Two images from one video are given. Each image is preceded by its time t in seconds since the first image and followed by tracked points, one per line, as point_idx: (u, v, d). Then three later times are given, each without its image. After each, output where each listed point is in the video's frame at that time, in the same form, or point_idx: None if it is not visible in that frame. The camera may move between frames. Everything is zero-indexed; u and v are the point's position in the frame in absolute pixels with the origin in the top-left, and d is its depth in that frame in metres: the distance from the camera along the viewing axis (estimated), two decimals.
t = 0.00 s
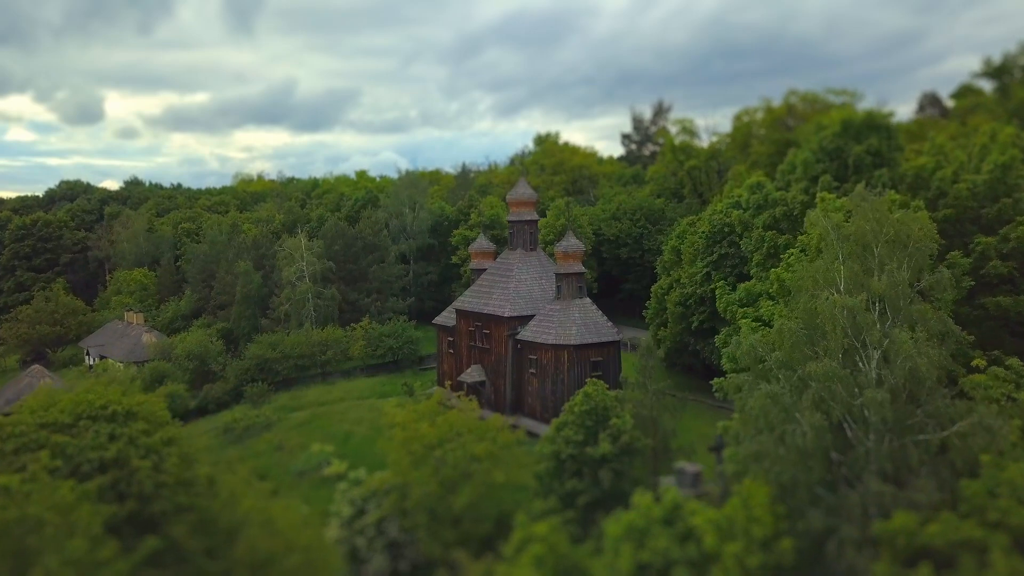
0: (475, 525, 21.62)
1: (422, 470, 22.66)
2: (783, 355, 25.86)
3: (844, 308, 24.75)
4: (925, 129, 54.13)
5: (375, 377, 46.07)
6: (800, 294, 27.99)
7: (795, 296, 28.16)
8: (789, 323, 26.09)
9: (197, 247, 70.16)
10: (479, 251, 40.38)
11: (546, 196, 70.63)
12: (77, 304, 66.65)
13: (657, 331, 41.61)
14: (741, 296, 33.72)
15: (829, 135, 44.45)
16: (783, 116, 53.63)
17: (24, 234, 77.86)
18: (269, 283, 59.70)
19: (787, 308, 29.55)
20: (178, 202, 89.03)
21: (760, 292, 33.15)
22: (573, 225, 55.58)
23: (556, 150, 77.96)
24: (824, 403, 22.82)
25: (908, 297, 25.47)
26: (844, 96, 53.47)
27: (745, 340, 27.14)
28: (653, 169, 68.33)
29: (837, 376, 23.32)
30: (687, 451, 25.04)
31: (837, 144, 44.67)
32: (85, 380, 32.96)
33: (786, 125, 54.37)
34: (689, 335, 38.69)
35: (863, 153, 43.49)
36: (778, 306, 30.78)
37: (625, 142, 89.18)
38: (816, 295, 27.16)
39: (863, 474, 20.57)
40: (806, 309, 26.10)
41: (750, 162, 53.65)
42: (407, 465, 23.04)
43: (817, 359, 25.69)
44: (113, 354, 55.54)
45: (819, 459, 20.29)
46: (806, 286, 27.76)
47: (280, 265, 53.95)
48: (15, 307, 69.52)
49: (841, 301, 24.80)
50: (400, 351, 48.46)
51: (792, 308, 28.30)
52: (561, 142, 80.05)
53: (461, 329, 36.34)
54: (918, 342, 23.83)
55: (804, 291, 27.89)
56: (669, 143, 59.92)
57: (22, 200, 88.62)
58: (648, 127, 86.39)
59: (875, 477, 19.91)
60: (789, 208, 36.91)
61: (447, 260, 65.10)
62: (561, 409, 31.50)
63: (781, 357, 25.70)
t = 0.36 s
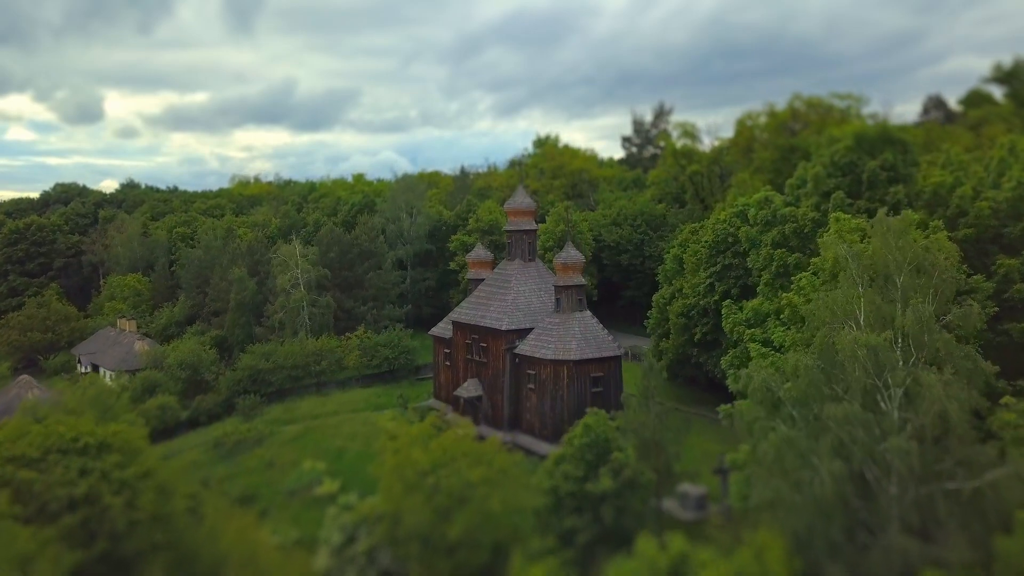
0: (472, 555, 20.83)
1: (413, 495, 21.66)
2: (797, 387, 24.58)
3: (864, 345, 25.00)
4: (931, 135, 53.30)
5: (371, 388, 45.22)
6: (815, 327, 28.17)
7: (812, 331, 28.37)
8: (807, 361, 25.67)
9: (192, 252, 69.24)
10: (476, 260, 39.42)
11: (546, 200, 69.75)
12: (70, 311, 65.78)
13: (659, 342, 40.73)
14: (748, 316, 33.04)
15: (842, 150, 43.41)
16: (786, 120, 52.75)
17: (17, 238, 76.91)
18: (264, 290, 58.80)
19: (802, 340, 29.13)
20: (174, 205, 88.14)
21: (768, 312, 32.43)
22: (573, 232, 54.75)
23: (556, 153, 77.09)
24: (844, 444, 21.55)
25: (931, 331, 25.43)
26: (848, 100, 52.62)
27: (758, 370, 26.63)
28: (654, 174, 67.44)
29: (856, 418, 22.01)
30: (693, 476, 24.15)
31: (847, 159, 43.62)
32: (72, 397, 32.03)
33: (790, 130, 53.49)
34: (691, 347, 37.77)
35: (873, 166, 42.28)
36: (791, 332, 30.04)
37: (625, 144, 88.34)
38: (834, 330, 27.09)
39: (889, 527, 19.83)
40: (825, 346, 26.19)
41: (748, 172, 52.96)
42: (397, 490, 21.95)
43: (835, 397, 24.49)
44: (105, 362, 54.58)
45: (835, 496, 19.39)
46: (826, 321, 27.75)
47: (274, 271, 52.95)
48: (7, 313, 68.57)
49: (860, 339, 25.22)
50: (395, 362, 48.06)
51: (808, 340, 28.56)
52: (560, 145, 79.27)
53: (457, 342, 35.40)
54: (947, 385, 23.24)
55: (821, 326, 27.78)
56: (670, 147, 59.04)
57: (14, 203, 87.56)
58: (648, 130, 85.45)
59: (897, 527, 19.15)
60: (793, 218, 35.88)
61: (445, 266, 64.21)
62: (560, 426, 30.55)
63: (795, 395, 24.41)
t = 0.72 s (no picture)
0: None
1: (406, 525, 20.56)
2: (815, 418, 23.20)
3: (895, 391, 22.83)
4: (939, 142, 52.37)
5: (367, 400, 44.26)
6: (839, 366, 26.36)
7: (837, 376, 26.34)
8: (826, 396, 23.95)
9: (186, 258, 68.22)
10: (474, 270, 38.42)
11: (545, 204, 68.82)
12: (63, 317, 64.78)
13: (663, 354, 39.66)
14: (757, 337, 31.52)
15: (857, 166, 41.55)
16: (790, 124, 51.77)
17: (9, 242, 75.88)
18: (259, 297, 57.84)
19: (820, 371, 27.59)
20: (169, 208, 87.17)
21: (779, 333, 31.06)
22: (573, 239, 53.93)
23: (556, 157, 76.16)
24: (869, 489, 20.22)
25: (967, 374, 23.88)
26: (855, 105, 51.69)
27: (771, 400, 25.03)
28: (655, 178, 66.47)
29: (886, 468, 19.99)
30: (702, 505, 22.97)
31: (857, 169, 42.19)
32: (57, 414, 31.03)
33: (794, 134, 52.57)
34: (695, 360, 36.70)
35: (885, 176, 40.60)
36: (806, 361, 28.26)
37: (625, 146, 87.44)
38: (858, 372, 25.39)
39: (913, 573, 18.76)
40: (847, 382, 24.55)
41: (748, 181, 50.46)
42: (389, 520, 20.88)
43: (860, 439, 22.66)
44: (97, 371, 53.51)
45: (853, 536, 18.37)
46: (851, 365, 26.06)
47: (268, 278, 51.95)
48: None
49: (890, 381, 23.29)
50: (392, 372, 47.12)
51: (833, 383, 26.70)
52: (561, 149, 78.34)
53: (455, 354, 34.46)
54: (986, 437, 21.36)
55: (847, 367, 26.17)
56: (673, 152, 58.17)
57: (8, 206, 86.59)
58: (648, 133, 84.53)
59: (925, 572, 18.00)
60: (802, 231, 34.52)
61: (443, 272, 63.20)
62: (560, 444, 29.50)
63: (815, 436, 22.17)
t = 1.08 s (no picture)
0: None
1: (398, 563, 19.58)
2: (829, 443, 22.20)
3: (932, 447, 20.23)
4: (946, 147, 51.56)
5: (363, 412, 43.20)
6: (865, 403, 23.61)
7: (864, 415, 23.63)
8: (851, 437, 22.26)
9: (181, 264, 67.24)
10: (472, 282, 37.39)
11: (546, 210, 67.79)
12: (55, 325, 63.72)
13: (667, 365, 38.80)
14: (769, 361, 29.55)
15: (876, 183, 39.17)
16: (795, 130, 50.74)
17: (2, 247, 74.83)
18: (254, 304, 56.80)
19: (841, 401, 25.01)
20: (165, 212, 86.18)
21: (793, 357, 29.11)
22: (573, 245, 53.08)
23: (556, 161, 75.15)
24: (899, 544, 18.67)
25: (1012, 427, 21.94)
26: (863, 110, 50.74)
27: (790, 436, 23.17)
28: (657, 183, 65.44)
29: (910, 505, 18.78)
30: (713, 530, 21.77)
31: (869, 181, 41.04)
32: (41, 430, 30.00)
33: (799, 140, 51.46)
34: (699, 373, 35.81)
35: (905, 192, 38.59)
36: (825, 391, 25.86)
37: (627, 150, 86.42)
38: (887, 415, 22.69)
39: None
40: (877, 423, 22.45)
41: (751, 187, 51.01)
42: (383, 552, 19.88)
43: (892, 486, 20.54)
44: (88, 380, 52.39)
45: None
46: (877, 400, 23.17)
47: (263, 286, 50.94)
48: None
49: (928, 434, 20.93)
50: (389, 383, 46.10)
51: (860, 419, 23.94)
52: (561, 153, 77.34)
53: (452, 369, 33.45)
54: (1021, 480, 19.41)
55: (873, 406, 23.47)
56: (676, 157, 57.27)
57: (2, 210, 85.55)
58: (649, 137, 83.73)
59: None
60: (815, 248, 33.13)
61: (441, 279, 62.30)
62: (561, 464, 28.41)
63: (839, 488, 19.96)
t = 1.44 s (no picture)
0: None
1: None
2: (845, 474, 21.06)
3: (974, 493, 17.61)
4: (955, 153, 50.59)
5: (358, 425, 42.14)
6: (896, 450, 20.62)
7: (895, 463, 20.62)
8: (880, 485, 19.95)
9: (176, 269, 66.27)
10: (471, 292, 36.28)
11: (546, 214, 66.78)
12: (47, 332, 62.71)
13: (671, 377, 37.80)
14: (783, 388, 26.73)
15: (899, 201, 36.10)
16: (801, 136, 49.71)
17: None
18: (249, 312, 55.77)
19: (865, 440, 21.98)
20: (160, 215, 85.21)
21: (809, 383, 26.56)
22: (574, 252, 52.11)
23: (556, 165, 74.15)
24: None
25: None
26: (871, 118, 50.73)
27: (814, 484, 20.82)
28: (659, 187, 64.36)
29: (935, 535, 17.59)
30: (722, 559, 20.67)
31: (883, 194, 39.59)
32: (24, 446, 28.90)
33: (805, 147, 51.27)
34: (703, 388, 34.81)
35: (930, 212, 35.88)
36: (847, 427, 22.98)
37: (628, 153, 85.36)
38: (925, 466, 19.51)
39: None
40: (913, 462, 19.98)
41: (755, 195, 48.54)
42: None
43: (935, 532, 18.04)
44: (79, 390, 51.36)
45: None
46: (911, 445, 20.08)
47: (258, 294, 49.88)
48: None
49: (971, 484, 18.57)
50: (385, 395, 45.06)
51: (890, 467, 20.91)
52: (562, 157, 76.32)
53: (450, 385, 32.43)
54: None
55: (905, 454, 20.46)
56: (679, 162, 56.32)
57: None
58: (651, 139, 82.88)
59: None
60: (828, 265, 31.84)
61: (440, 285, 61.32)
62: (562, 485, 27.33)
63: (867, 532, 17.73)
